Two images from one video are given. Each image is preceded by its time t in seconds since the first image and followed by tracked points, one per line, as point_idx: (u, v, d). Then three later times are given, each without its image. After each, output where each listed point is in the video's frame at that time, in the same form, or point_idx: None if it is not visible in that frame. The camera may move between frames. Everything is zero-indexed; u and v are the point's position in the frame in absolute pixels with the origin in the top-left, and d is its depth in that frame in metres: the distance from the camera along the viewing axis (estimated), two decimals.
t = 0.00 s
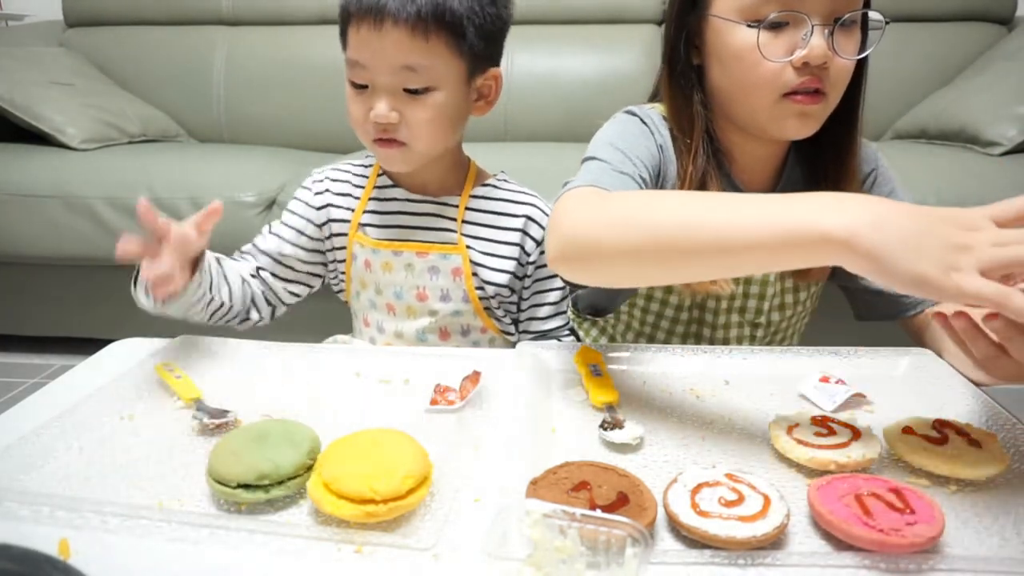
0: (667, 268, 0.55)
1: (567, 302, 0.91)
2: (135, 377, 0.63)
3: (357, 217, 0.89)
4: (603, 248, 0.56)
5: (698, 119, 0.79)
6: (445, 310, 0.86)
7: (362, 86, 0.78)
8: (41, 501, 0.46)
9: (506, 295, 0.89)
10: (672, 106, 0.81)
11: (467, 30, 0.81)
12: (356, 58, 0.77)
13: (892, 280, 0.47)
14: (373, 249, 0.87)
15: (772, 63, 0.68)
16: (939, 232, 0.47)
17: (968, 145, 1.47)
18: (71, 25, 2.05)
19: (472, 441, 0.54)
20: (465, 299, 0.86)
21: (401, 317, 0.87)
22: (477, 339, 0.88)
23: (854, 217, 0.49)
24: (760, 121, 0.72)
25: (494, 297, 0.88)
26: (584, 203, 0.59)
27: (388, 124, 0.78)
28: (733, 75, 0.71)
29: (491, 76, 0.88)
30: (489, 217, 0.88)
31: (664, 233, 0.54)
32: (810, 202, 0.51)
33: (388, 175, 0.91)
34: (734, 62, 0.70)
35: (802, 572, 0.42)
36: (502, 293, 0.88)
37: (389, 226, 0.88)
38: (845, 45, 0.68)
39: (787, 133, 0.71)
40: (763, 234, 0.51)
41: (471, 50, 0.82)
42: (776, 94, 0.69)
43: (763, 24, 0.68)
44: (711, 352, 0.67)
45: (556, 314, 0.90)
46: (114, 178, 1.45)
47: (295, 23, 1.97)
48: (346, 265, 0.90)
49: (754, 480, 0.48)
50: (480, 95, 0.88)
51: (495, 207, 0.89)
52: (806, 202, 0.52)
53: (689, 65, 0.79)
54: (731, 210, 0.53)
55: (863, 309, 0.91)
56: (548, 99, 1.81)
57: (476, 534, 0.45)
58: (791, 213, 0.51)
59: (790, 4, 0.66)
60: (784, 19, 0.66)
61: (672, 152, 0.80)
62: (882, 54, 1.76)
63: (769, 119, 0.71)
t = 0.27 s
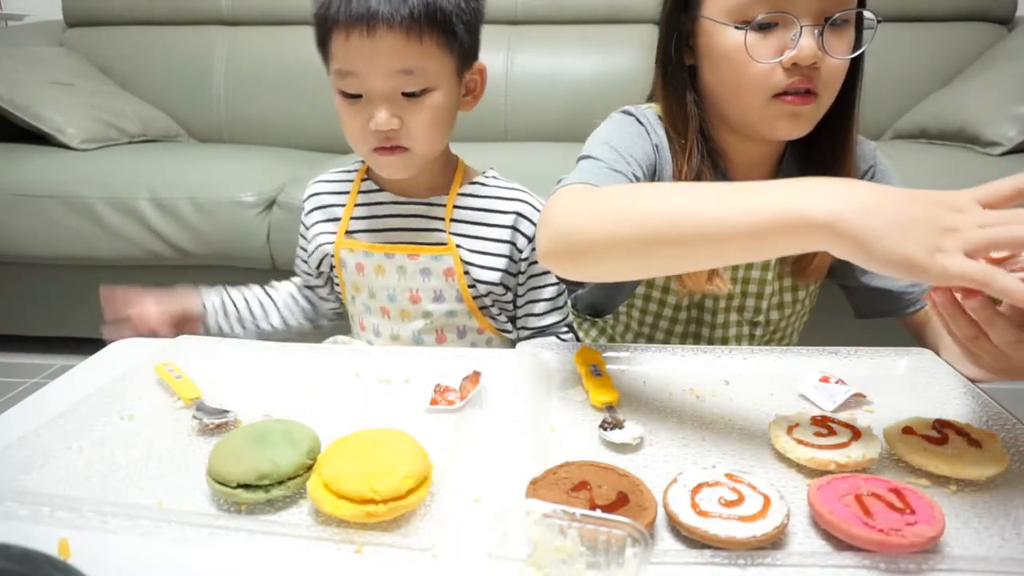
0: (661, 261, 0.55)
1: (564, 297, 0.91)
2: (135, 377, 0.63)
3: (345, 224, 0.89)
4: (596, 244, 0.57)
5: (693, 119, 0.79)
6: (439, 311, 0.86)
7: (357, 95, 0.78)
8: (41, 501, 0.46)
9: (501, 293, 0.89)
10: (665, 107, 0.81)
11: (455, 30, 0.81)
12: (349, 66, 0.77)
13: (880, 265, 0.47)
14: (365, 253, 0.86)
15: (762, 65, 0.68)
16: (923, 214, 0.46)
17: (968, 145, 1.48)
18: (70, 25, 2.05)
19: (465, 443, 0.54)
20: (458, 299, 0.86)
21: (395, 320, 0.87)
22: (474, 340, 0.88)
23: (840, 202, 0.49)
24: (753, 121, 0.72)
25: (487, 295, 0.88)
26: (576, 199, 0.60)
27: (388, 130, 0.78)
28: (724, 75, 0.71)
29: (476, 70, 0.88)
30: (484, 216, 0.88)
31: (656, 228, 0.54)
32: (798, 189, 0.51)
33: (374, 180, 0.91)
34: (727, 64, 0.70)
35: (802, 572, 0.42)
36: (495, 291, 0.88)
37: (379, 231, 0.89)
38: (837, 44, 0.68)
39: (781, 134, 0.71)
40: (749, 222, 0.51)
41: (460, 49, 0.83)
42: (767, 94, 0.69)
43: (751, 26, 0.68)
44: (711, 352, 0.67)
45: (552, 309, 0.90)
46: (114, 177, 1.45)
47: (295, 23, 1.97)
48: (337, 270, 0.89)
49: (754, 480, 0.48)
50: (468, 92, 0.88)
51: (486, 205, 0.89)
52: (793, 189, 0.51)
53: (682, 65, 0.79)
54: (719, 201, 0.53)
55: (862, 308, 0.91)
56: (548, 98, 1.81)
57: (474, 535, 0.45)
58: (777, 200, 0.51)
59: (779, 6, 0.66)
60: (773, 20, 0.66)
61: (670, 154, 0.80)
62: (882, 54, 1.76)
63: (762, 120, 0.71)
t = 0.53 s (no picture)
0: (619, 238, 0.55)
1: (556, 290, 0.92)
2: (135, 377, 0.63)
3: (333, 228, 0.89)
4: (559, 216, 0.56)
5: (688, 118, 0.79)
6: (431, 311, 0.86)
7: (337, 99, 0.78)
8: (41, 501, 0.46)
9: (492, 290, 0.89)
10: (663, 107, 0.81)
11: (434, 28, 0.81)
12: (328, 70, 0.77)
13: (823, 260, 0.46)
14: (354, 255, 0.87)
15: (757, 64, 0.68)
16: (871, 234, 0.46)
17: (968, 145, 1.47)
18: (70, 25, 2.05)
19: (456, 441, 0.54)
20: (450, 299, 0.86)
21: (388, 323, 0.87)
22: (468, 340, 0.88)
23: (795, 193, 0.49)
24: (747, 121, 0.72)
25: (480, 292, 0.88)
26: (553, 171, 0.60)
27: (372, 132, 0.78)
28: (720, 75, 0.71)
29: (456, 67, 0.88)
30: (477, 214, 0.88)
31: (617, 203, 0.55)
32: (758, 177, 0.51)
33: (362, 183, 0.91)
34: (722, 65, 0.70)
35: (803, 571, 0.42)
36: (487, 287, 0.88)
37: (364, 232, 0.89)
38: (831, 44, 0.68)
39: (777, 134, 0.71)
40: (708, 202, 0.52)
41: (439, 46, 0.82)
42: (762, 95, 0.69)
43: (745, 26, 0.68)
44: (711, 352, 0.67)
45: (546, 303, 0.90)
46: (114, 178, 1.45)
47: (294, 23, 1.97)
48: (327, 276, 0.90)
49: (754, 480, 0.48)
50: (450, 90, 0.88)
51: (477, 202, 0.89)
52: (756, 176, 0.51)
53: (678, 64, 0.79)
54: (681, 181, 0.53)
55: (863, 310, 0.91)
56: (548, 98, 1.81)
57: (474, 535, 0.45)
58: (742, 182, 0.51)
59: (773, 5, 0.66)
60: (768, 19, 0.66)
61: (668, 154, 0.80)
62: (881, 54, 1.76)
63: (758, 120, 0.71)
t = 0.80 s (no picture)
0: (600, 268, 0.56)
1: (553, 288, 0.91)
2: (135, 377, 0.63)
3: (333, 226, 0.88)
4: (559, 226, 0.57)
5: (685, 115, 0.80)
6: (428, 310, 0.86)
7: (329, 99, 0.78)
8: (41, 501, 0.46)
9: (491, 288, 0.89)
10: (660, 99, 0.81)
11: (428, 28, 0.81)
12: (322, 70, 0.77)
13: (790, 351, 0.46)
14: (350, 256, 0.87)
15: (730, 62, 0.70)
16: (850, 366, 0.45)
17: (968, 145, 1.47)
18: (70, 25, 2.05)
19: (453, 441, 0.54)
20: (447, 298, 0.86)
21: (385, 323, 0.87)
22: (466, 339, 0.89)
23: (791, 289, 0.48)
24: (725, 119, 0.74)
25: (478, 291, 0.88)
26: (568, 178, 0.60)
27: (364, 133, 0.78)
28: (699, 73, 0.73)
29: (451, 67, 0.87)
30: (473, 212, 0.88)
31: (610, 237, 0.55)
32: (759, 262, 0.51)
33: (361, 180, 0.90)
34: (702, 63, 0.72)
35: (802, 572, 0.42)
36: (485, 286, 0.88)
37: (362, 232, 0.88)
38: (808, 43, 0.69)
39: (756, 133, 0.73)
40: (699, 272, 0.51)
41: (434, 46, 0.82)
42: (737, 93, 0.71)
43: (719, 24, 0.70)
44: (710, 352, 0.67)
45: (543, 301, 0.90)
46: (114, 177, 1.45)
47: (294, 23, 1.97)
48: (325, 275, 0.90)
49: (754, 480, 0.48)
50: (445, 89, 0.88)
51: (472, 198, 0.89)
52: (757, 260, 0.51)
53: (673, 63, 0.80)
54: (682, 236, 0.53)
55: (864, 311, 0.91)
56: (548, 98, 1.81)
57: (474, 535, 0.45)
58: (740, 266, 0.50)
59: (747, 4, 0.68)
60: (741, 17, 0.68)
61: (671, 150, 0.80)
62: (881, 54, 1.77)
63: (736, 118, 0.72)
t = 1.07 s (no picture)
0: (614, 268, 0.56)
1: (555, 286, 0.91)
2: (135, 377, 0.63)
3: (335, 226, 0.88)
4: (569, 226, 0.57)
5: (687, 117, 0.80)
6: (431, 311, 0.86)
7: (350, 99, 0.77)
8: (41, 501, 0.46)
9: (496, 286, 0.89)
10: (662, 96, 0.81)
11: (443, 27, 0.81)
12: (341, 70, 0.76)
13: (811, 350, 0.47)
14: (352, 257, 0.87)
15: (723, 58, 0.70)
16: (871, 364, 0.45)
17: (968, 145, 1.48)
18: (70, 25, 2.05)
19: (452, 441, 0.54)
20: (450, 299, 0.86)
21: (386, 323, 0.88)
22: (468, 340, 0.89)
23: (808, 286, 0.49)
24: (725, 117, 0.74)
25: (484, 291, 0.88)
26: (575, 176, 0.60)
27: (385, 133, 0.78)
28: (696, 74, 0.74)
29: (458, 66, 0.88)
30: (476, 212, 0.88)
31: (621, 237, 0.55)
32: (776, 259, 0.51)
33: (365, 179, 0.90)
34: (697, 61, 0.72)
35: (801, 572, 0.42)
36: (492, 284, 0.88)
37: (364, 232, 0.88)
38: (804, 38, 0.69)
39: (754, 130, 0.72)
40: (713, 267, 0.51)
41: (447, 45, 0.83)
42: (734, 90, 0.71)
43: (714, 20, 0.70)
44: (710, 352, 0.67)
45: (545, 300, 0.90)
46: (114, 177, 1.45)
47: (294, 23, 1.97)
48: (327, 274, 0.90)
49: (754, 480, 0.48)
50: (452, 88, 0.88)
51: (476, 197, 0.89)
52: (768, 256, 0.51)
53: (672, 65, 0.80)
54: (693, 232, 0.53)
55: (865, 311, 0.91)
56: (548, 98, 1.81)
57: (474, 536, 0.45)
58: (756, 261, 0.50)
59: None
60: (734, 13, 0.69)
61: (675, 152, 0.80)
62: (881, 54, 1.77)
63: (733, 115, 0.72)
